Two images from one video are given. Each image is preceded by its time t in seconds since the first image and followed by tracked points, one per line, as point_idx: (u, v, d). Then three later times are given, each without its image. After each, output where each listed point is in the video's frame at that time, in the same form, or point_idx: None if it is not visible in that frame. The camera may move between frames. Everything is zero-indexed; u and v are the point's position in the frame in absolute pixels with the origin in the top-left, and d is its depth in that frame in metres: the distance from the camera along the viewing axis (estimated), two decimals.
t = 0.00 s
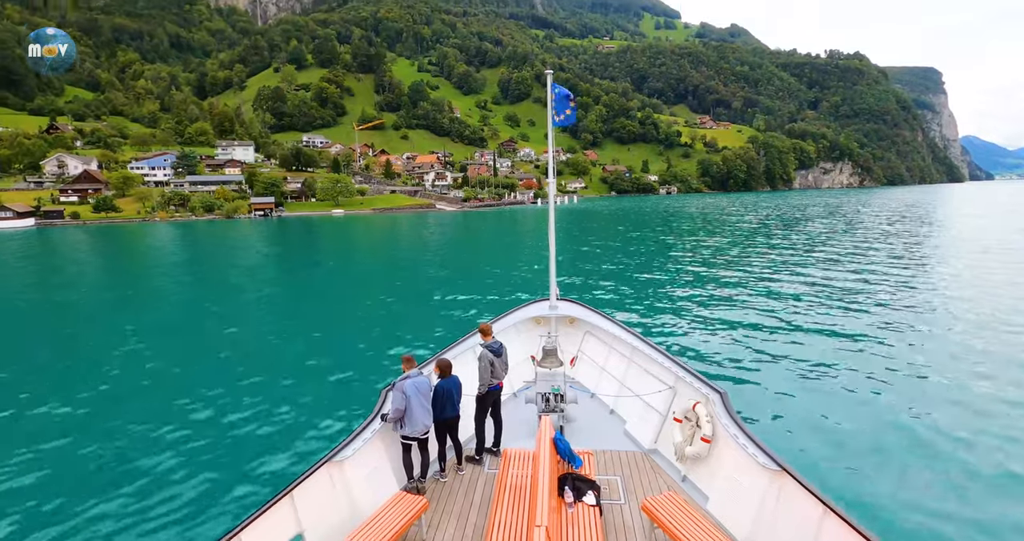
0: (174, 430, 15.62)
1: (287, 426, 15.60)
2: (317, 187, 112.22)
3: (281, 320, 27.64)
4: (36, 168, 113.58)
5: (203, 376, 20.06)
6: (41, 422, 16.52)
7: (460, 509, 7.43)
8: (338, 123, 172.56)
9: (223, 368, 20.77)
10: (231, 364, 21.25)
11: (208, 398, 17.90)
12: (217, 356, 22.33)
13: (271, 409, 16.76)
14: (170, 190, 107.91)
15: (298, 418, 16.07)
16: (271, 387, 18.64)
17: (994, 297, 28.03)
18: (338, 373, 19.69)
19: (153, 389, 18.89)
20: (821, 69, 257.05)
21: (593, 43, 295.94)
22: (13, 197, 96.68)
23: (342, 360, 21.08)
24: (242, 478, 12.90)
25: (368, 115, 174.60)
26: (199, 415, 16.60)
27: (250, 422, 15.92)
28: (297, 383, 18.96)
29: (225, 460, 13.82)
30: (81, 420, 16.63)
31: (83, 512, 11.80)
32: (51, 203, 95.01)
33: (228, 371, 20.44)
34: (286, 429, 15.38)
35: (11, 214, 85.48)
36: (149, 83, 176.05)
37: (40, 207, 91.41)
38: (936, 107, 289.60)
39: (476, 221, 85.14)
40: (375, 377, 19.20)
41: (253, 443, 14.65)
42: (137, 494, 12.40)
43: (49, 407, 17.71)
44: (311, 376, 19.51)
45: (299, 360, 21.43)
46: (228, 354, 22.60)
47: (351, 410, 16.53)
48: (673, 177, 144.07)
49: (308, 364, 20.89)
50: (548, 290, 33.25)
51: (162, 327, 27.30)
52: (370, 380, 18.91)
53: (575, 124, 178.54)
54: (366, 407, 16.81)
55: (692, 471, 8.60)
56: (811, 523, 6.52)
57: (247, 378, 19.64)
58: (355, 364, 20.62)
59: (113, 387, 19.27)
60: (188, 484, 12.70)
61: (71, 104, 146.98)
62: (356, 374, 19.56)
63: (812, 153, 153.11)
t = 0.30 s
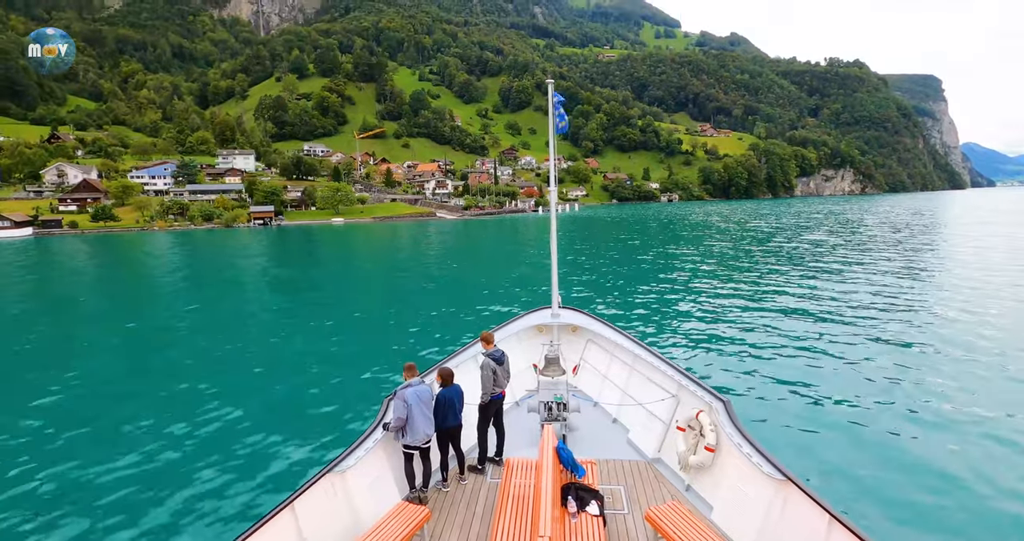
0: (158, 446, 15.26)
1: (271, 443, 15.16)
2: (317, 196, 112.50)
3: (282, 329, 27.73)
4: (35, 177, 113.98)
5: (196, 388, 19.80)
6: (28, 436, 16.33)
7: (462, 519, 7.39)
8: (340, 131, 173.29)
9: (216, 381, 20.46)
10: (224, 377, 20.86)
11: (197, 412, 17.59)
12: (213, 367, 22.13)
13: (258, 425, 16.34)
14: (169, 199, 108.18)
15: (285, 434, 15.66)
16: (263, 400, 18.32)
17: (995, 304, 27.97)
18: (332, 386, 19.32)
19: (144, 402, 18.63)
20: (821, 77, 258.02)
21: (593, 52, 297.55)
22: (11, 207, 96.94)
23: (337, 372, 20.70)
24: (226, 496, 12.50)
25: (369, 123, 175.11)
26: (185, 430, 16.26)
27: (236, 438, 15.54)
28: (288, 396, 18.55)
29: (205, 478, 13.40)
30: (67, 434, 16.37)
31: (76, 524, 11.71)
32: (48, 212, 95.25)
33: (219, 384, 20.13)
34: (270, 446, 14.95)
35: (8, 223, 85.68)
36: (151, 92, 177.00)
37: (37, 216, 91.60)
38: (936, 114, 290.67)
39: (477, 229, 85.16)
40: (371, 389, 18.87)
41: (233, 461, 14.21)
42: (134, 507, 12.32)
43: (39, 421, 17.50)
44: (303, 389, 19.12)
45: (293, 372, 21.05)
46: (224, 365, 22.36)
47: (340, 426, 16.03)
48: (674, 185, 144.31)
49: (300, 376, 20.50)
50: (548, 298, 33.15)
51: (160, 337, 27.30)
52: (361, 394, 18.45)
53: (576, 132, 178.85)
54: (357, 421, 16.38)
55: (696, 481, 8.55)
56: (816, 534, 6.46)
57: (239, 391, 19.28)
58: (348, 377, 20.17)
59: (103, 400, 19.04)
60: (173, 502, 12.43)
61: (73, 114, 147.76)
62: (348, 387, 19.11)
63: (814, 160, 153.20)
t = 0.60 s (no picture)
0: (134, 463, 14.81)
1: (258, 457, 14.82)
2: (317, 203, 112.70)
3: (283, 336, 27.68)
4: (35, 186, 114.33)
5: (186, 400, 19.48)
6: (15, 448, 16.16)
7: (465, 526, 7.34)
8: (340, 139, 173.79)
9: (204, 393, 20.08)
10: (213, 389, 20.50)
11: (181, 425, 17.17)
12: (208, 378, 21.92)
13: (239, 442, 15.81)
14: (168, 207, 108.43)
15: (285, 442, 15.58)
16: (260, 410, 18.14)
17: (998, 309, 27.86)
18: (327, 397, 18.99)
19: (129, 415, 18.29)
20: (821, 84, 258.75)
21: (593, 59, 298.83)
22: (9, 215, 97.25)
23: (331, 383, 20.34)
24: (200, 516, 12.04)
25: (370, 131, 175.76)
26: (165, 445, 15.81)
27: (224, 452, 15.21)
28: (275, 411, 18.04)
29: (178, 497, 12.93)
30: (47, 448, 16.04)
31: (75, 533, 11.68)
32: (46, 221, 95.56)
33: (207, 397, 19.73)
34: (250, 463, 14.43)
35: (6, 232, 85.93)
36: (153, 101, 177.90)
37: (35, 224, 91.78)
38: (936, 120, 291.41)
39: (477, 236, 85.20)
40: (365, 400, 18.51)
41: (209, 479, 13.71)
42: (135, 515, 12.26)
43: (21, 434, 17.22)
44: (290, 403, 18.62)
45: (285, 383, 20.68)
46: (218, 376, 22.11)
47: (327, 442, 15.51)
48: (676, 191, 144.36)
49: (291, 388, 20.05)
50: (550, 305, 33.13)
51: (160, 345, 27.27)
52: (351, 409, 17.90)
53: (577, 138, 179.10)
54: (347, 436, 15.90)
55: (700, 488, 8.48)
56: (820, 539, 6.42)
57: (226, 405, 18.88)
58: (340, 389, 19.67)
59: (86, 414, 18.70)
60: (174, 511, 12.36)
61: (74, 123, 148.47)
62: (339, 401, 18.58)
63: (815, 166, 153.31)
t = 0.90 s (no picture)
0: (90, 489, 13.95)
1: (259, 464, 14.79)
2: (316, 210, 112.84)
3: (283, 344, 27.63)
4: (33, 194, 114.37)
5: (167, 415, 18.83)
6: (14, 457, 16.13)
7: (468, 533, 7.32)
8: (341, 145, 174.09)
9: (181, 411, 19.24)
10: (189, 406, 19.61)
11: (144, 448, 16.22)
12: (200, 389, 21.58)
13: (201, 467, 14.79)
14: (166, 213, 108.53)
15: (285, 450, 15.54)
16: (260, 417, 18.09)
17: (1002, 314, 27.69)
18: (328, 404, 18.95)
19: (102, 433, 17.59)
20: (821, 89, 259.50)
21: (593, 65, 300.04)
22: (7, 223, 97.30)
23: (315, 400, 19.50)
24: (199, 525, 11.99)
25: (370, 137, 176.21)
26: (128, 468, 14.95)
27: (223, 461, 15.16)
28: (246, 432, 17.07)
29: (176, 505, 12.88)
30: (46, 457, 16.01)
31: None
32: (44, 229, 95.61)
33: (181, 415, 18.82)
34: (223, 485, 13.76)
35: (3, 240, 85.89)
36: (154, 108, 178.57)
37: (32, 232, 91.67)
38: (936, 125, 291.94)
39: (478, 242, 85.15)
40: (348, 420, 17.56)
41: (177, 502, 13.03)
42: (134, 524, 12.23)
43: (21, 442, 17.22)
44: (266, 424, 17.63)
45: (265, 400, 19.80)
46: (208, 387, 21.67)
47: (302, 466, 14.57)
48: (677, 196, 144.36)
49: (268, 407, 19.06)
50: (547, 311, 33.01)
51: (159, 353, 27.20)
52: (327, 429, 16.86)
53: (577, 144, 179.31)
54: (324, 457, 15.03)
55: (703, 495, 8.42)
56: None
57: (202, 423, 18.01)
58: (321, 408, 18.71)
59: (55, 432, 17.92)
60: (173, 519, 12.33)
61: (75, 130, 148.92)
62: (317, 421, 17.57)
63: (816, 171, 153.38)
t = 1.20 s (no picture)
0: (80, 502, 13.67)
1: (259, 472, 14.74)
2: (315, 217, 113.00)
3: (282, 352, 27.57)
4: (32, 201, 114.50)
5: (162, 424, 18.66)
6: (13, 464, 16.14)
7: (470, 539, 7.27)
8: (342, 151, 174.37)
9: (163, 426, 18.45)
10: (170, 422, 18.80)
11: (117, 470, 15.34)
12: (192, 399, 21.20)
13: (176, 491, 13.93)
14: (165, 221, 108.69)
15: (286, 458, 15.48)
16: (261, 425, 18.06)
17: (1005, 317, 27.59)
18: (330, 412, 18.86)
19: (81, 449, 16.94)
20: (821, 93, 260.13)
21: (593, 71, 300.99)
22: (4, 231, 97.35)
23: (305, 414, 18.83)
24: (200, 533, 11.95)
25: (370, 143, 176.72)
26: (119, 480, 14.73)
27: (222, 469, 15.05)
28: (229, 450, 16.23)
29: (176, 513, 12.87)
30: (44, 463, 16.06)
31: None
32: (41, 236, 95.67)
33: (161, 432, 17.99)
34: (224, 493, 13.71)
35: None
36: (155, 116, 179.25)
37: (29, 240, 91.64)
38: (936, 129, 292.61)
39: (478, 248, 85.12)
40: (339, 434, 16.89)
41: (177, 509, 13.03)
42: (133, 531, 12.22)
43: (20, 449, 17.25)
44: (251, 441, 16.85)
45: (252, 415, 19.05)
46: (199, 398, 21.26)
47: (287, 486, 13.86)
48: (678, 201, 144.44)
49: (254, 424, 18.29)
50: (547, 318, 33.01)
51: (157, 361, 27.19)
52: (314, 447, 16.06)
53: (578, 149, 179.45)
54: (326, 464, 15.00)
55: (705, 501, 8.37)
56: None
57: (183, 440, 17.25)
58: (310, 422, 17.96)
59: (40, 445, 17.46)
60: (172, 526, 12.33)
61: (76, 138, 149.47)
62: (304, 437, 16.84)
63: (818, 176, 153.38)
